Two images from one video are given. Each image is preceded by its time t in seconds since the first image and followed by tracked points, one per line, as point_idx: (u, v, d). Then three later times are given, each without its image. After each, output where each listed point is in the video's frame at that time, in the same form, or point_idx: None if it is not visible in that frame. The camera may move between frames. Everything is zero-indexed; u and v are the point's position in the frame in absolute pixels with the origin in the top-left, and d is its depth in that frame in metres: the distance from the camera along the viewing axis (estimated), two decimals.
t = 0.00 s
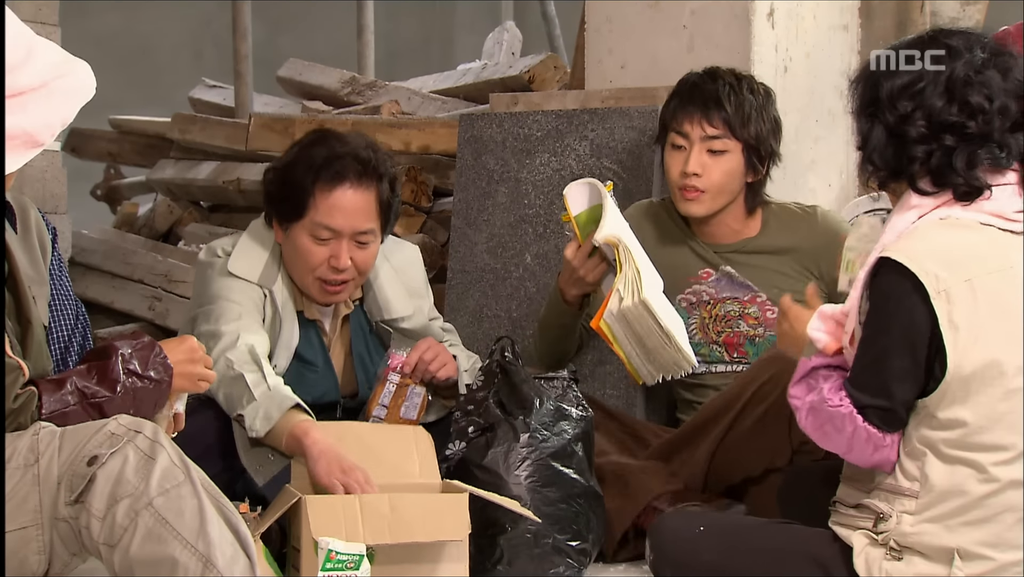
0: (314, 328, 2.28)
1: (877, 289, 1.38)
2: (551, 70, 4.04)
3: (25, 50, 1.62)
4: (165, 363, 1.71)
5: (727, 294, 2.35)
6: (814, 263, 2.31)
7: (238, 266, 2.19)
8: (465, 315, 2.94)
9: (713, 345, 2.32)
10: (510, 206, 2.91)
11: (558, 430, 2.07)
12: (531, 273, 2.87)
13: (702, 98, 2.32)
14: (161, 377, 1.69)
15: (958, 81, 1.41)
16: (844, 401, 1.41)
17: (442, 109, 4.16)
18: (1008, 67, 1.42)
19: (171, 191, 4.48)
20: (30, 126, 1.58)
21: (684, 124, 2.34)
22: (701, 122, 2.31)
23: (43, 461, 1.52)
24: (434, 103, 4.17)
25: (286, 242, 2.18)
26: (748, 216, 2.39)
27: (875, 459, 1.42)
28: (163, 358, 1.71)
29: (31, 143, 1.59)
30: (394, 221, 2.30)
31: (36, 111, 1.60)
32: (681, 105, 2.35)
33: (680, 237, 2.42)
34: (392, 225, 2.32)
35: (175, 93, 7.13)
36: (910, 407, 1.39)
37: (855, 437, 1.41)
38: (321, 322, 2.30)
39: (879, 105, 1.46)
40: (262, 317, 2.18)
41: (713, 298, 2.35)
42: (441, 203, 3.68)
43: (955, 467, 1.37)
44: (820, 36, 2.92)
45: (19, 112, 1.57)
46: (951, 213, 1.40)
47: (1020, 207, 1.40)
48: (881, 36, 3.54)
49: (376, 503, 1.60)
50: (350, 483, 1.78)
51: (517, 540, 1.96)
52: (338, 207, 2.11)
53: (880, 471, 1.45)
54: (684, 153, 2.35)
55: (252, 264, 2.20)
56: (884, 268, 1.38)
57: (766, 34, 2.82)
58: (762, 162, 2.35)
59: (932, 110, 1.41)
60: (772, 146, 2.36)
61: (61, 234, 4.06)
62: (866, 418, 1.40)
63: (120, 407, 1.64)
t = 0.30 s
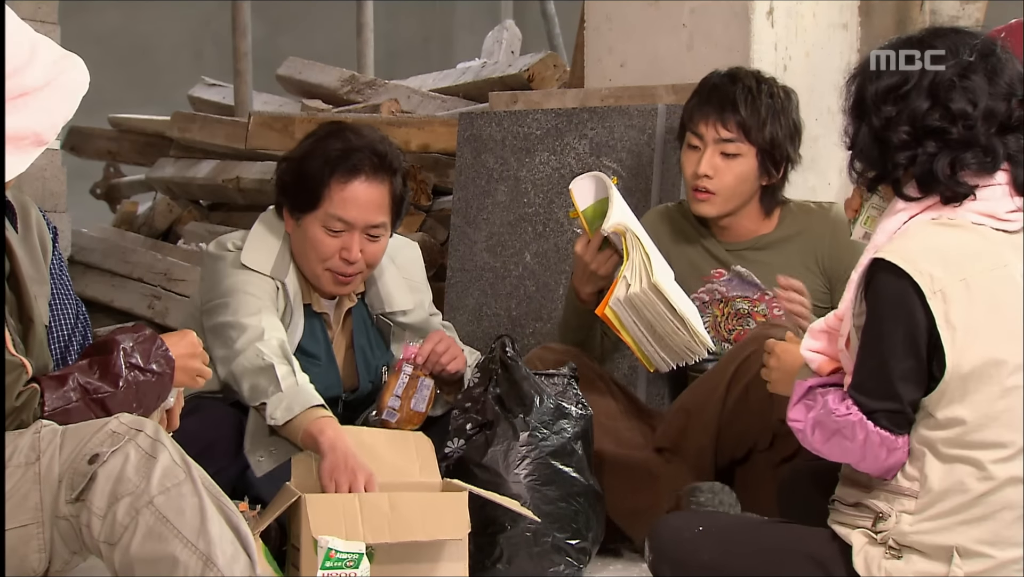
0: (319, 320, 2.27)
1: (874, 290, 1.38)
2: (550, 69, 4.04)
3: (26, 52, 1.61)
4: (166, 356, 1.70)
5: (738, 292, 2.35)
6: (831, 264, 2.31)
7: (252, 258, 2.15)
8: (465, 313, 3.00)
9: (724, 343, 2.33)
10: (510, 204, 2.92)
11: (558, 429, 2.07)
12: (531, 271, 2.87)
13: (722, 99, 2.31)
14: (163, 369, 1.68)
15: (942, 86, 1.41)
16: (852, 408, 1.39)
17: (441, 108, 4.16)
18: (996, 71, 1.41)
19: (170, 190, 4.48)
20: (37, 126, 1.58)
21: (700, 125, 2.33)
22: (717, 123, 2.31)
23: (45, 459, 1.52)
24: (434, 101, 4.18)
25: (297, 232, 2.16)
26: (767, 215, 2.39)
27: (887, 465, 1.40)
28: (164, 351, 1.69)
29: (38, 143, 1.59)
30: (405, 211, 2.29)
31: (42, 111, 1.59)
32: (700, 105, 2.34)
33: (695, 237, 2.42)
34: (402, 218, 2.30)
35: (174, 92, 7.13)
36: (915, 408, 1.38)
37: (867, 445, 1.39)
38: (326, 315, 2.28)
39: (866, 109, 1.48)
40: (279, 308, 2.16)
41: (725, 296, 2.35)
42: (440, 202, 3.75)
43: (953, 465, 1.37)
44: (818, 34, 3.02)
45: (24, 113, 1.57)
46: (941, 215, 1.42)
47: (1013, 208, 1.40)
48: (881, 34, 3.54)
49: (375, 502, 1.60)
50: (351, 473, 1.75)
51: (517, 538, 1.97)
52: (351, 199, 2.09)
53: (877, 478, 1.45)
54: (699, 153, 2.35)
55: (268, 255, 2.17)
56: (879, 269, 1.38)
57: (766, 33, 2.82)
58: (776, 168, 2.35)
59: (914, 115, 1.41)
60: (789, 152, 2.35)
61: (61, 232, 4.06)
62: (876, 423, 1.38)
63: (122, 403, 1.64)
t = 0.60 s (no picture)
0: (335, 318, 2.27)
1: (869, 293, 1.38)
2: (549, 68, 4.04)
3: (27, 51, 1.62)
4: (166, 356, 1.70)
5: (733, 293, 2.37)
6: (814, 266, 2.28)
7: (281, 256, 2.14)
8: (464, 313, 3.00)
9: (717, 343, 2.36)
10: (509, 204, 2.92)
11: (557, 429, 2.08)
12: (529, 271, 2.87)
13: (734, 92, 2.26)
14: (163, 369, 1.69)
15: (940, 88, 1.41)
16: (847, 411, 1.40)
17: (440, 108, 4.16)
18: (995, 73, 1.41)
19: (169, 189, 4.48)
20: (38, 124, 1.58)
21: (710, 122, 2.29)
22: (727, 120, 2.27)
23: (46, 458, 1.52)
24: (433, 101, 4.18)
25: (327, 230, 2.16)
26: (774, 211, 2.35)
27: (884, 466, 1.41)
28: (164, 351, 1.70)
29: (39, 141, 1.59)
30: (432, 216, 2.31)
31: (41, 109, 1.59)
32: (714, 97, 2.29)
33: (699, 235, 2.45)
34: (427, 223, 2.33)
35: (173, 92, 7.13)
36: (909, 408, 1.39)
37: (863, 447, 1.39)
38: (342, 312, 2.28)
39: (864, 108, 1.48)
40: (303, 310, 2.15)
41: (720, 297, 2.38)
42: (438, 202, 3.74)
43: (951, 465, 1.37)
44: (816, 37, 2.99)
45: (24, 111, 1.57)
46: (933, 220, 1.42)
47: (1007, 211, 1.40)
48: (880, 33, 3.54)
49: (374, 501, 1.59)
50: (360, 476, 1.73)
51: (516, 538, 1.97)
52: (388, 206, 2.10)
53: (876, 479, 1.45)
54: (710, 149, 2.31)
55: (296, 251, 2.15)
56: (873, 272, 1.39)
57: (764, 33, 2.82)
58: (789, 163, 2.30)
59: (911, 117, 1.42)
60: (803, 146, 2.30)
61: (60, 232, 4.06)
62: (871, 425, 1.39)
63: (123, 402, 1.64)
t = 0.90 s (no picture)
0: (307, 272, 2.32)
1: (866, 295, 1.39)
2: (549, 69, 4.04)
3: (22, 47, 1.62)
4: (169, 361, 1.70)
5: (729, 312, 2.34)
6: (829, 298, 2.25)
7: (238, 198, 2.27)
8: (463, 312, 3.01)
9: (713, 359, 2.36)
10: (508, 204, 2.92)
11: (557, 429, 2.09)
12: (529, 271, 2.87)
13: (715, 146, 2.17)
14: (165, 374, 1.68)
15: (939, 86, 1.41)
16: (844, 412, 1.40)
17: (439, 108, 4.16)
18: (993, 71, 1.41)
19: (168, 189, 4.45)
20: (33, 119, 1.58)
21: (698, 174, 2.22)
22: (711, 174, 2.19)
23: (48, 458, 1.52)
24: (431, 101, 4.18)
25: (299, 181, 2.25)
26: (783, 229, 2.29)
27: (882, 466, 1.41)
28: (167, 356, 1.69)
29: (36, 136, 1.60)
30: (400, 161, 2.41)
31: (37, 105, 1.60)
32: (697, 148, 2.21)
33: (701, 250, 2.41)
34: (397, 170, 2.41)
35: (173, 92, 7.14)
36: (908, 409, 1.40)
37: (860, 447, 1.39)
38: (316, 271, 2.34)
39: (862, 108, 1.48)
40: (250, 246, 2.23)
41: (714, 315, 2.36)
42: (437, 203, 3.73)
43: (949, 465, 1.37)
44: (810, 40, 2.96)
45: (19, 107, 1.57)
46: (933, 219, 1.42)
47: (1004, 212, 1.41)
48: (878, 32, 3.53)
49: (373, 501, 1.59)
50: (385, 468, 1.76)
51: (515, 538, 1.97)
52: (360, 150, 2.20)
53: (875, 479, 1.45)
54: (702, 197, 2.26)
55: (253, 197, 2.27)
56: (871, 273, 1.39)
57: (764, 33, 2.82)
58: (786, 199, 2.23)
59: (910, 116, 1.41)
60: (799, 179, 2.22)
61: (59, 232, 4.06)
62: (868, 426, 1.39)
63: (125, 405, 1.64)
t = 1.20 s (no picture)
0: (290, 264, 2.36)
1: (862, 295, 1.39)
2: (547, 70, 4.04)
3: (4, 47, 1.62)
4: (155, 340, 1.69)
5: (732, 309, 2.33)
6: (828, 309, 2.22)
7: (217, 211, 2.27)
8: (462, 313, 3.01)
9: (714, 356, 2.33)
10: (508, 205, 2.92)
11: (556, 430, 2.09)
12: (528, 272, 2.87)
13: (735, 135, 2.17)
14: (152, 355, 1.68)
15: (934, 90, 1.41)
16: (840, 412, 1.40)
17: (438, 109, 4.16)
18: (988, 75, 1.41)
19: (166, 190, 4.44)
20: (17, 119, 1.59)
21: (712, 163, 2.22)
22: (725, 166, 2.19)
23: (47, 461, 1.52)
24: (430, 102, 4.18)
25: (258, 164, 2.33)
26: (791, 236, 2.28)
27: (878, 466, 1.41)
28: (152, 335, 1.69)
29: (19, 135, 1.61)
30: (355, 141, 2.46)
31: (23, 104, 1.60)
32: (718, 134, 2.20)
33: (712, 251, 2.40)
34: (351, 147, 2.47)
35: (172, 92, 7.14)
36: (904, 409, 1.40)
37: (856, 447, 1.39)
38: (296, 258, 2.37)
39: (858, 112, 1.48)
40: (243, 260, 2.25)
41: (718, 312, 2.34)
42: (436, 203, 3.73)
43: (946, 465, 1.37)
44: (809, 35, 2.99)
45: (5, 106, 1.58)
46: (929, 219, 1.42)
47: (998, 213, 1.41)
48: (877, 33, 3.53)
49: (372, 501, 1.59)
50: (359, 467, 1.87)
51: (514, 539, 1.97)
52: (314, 121, 2.28)
53: (873, 480, 1.45)
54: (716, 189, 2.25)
55: (229, 209, 2.28)
56: (868, 274, 1.39)
57: (763, 34, 2.82)
58: (798, 204, 2.21)
59: (906, 120, 1.42)
60: (813, 187, 2.20)
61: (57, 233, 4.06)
62: (864, 426, 1.39)
63: (119, 392, 1.63)
